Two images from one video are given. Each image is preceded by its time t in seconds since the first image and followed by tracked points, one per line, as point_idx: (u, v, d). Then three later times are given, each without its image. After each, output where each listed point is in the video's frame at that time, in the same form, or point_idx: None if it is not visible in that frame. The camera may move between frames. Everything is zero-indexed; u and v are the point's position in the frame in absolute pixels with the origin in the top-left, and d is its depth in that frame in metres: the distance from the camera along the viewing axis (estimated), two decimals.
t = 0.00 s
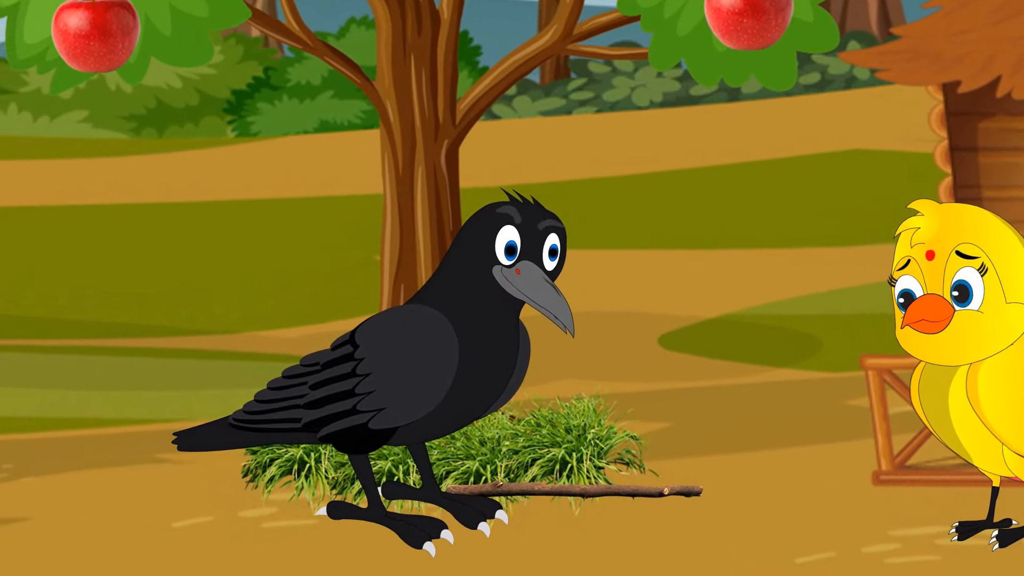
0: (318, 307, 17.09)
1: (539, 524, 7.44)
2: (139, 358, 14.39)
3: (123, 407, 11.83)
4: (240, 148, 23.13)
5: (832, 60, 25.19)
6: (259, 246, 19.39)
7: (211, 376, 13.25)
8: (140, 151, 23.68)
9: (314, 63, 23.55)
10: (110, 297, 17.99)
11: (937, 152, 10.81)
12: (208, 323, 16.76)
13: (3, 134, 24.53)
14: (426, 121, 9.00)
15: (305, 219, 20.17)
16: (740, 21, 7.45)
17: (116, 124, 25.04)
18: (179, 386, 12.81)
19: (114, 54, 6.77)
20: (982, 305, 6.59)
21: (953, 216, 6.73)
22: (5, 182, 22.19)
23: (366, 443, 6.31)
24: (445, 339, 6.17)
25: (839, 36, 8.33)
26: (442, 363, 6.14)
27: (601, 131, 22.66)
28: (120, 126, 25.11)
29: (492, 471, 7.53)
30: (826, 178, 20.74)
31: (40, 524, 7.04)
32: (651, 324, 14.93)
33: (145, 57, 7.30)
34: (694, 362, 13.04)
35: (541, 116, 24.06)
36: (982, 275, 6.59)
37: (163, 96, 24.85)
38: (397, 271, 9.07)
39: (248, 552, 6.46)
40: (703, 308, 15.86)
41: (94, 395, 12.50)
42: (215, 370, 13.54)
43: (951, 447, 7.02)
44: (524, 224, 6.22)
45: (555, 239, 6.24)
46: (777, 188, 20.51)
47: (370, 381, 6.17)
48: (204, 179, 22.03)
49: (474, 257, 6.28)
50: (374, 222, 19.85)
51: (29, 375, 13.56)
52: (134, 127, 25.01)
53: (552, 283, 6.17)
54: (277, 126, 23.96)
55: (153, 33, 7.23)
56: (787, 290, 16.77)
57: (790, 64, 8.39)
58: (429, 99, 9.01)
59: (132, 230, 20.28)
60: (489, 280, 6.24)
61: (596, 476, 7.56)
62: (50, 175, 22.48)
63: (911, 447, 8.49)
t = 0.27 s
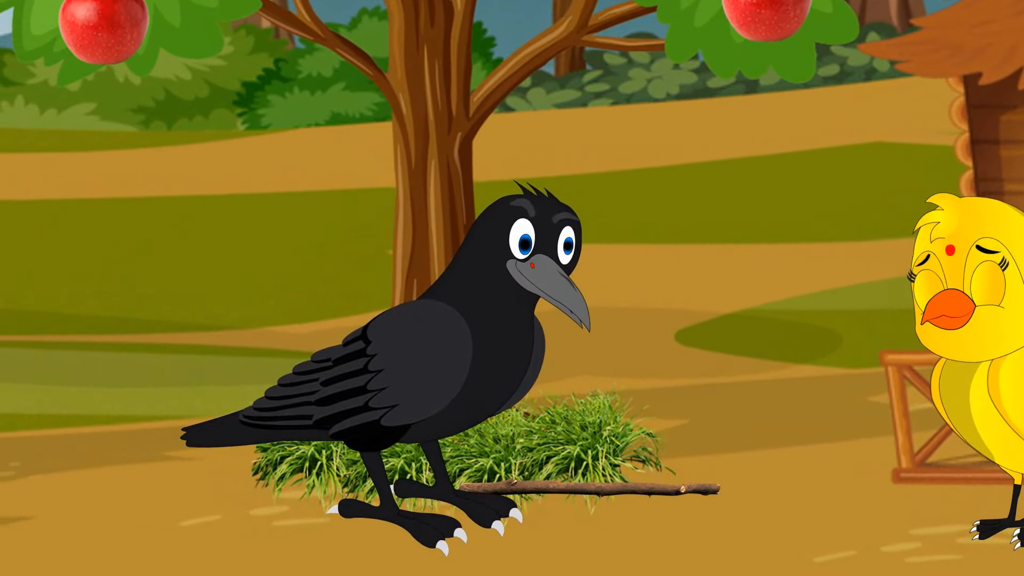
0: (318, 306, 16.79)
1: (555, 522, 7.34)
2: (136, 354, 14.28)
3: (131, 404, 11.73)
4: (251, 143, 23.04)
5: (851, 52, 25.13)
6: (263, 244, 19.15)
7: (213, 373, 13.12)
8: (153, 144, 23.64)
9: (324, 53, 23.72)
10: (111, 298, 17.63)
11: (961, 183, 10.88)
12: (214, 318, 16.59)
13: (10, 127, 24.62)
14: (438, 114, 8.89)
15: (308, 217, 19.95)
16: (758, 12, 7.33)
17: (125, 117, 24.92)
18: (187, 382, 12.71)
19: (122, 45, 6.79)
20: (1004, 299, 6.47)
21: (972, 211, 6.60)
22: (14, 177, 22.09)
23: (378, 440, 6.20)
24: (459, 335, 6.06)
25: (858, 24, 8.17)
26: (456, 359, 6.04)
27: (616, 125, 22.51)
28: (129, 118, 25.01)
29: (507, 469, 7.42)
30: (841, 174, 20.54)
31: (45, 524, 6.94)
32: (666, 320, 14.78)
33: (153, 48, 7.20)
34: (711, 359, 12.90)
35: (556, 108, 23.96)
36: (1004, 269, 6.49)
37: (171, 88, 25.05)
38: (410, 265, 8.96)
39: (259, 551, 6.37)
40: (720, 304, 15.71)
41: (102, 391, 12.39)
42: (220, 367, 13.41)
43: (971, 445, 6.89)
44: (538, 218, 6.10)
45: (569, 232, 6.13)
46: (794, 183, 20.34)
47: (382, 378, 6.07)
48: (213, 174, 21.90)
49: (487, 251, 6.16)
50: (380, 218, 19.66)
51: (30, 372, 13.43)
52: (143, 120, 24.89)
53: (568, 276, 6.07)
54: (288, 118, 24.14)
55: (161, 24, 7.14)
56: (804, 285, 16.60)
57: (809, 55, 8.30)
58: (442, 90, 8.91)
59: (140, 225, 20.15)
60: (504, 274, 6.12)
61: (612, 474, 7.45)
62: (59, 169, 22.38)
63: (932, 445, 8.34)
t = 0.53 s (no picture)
0: (324, 302, 16.69)
1: (570, 521, 7.22)
2: (138, 351, 14.23)
3: (141, 401, 11.67)
4: (263, 135, 22.96)
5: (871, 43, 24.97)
6: (270, 239, 19.08)
7: (215, 369, 13.06)
8: (164, 137, 23.59)
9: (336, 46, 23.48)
10: (112, 297, 17.56)
11: (983, 177, 11.26)
12: (220, 314, 16.54)
13: (20, 120, 24.71)
14: (452, 106, 8.79)
15: (316, 211, 19.86)
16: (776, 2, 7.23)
17: (133, 110, 24.85)
18: (189, 379, 12.67)
19: (131, 36, 6.78)
20: None
21: (997, 204, 6.57)
22: (24, 170, 22.07)
23: (390, 437, 6.09)
24: (472, 330, 5.95)
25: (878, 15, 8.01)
26: (469, 355, 5.93)
27: (630, 117, 22.37)
28: (136, 111, 24.94)
29: (521, 467, 7.31)
30: (857, 169, 20.37)
31: (53, 522, 6.87)
32: (680, 315, 14.65)
33: (163, 41, 7.13)
34: (728, 355, 12.78)
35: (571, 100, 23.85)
36: None
37: (181, 81, 24.56)
38: (423, 259, 8.84)
39: (268, 551, 6.27)
40: (736, 299, 15.58)
41: (106, 388, 12.35)
42: (224, 363, 13.34)
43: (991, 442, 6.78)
44: (551, 210, 6.01)
45: (584, 223, 6.03)
46: (810, 176, 20.18)
47: (394, 374, 5.96)
48: (223, 167, 21.84)
49: (501, 244, 6.06)
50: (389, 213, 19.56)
51: (31, 368, 13.41)
52: (152, 113, 24.78)
53: (583, 269, 5.95)
54: (298, 110, 24.01)
55: (171, 15, 7.08)
56: (821, 280, 16.45)
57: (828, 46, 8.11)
58: (455, 83, 8.80)
59: (149, 218, 20.12)
60: (518, 267, 6.02)
61: (628, 472, 7.34)
62: (68, 163, 22.36)
63: (952, 442, 8.22)
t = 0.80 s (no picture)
0: (332, 298, 16.59)
1: (585, 519, 7.12)
2: (144, 347, 14.16)
3: (149, 398, 11.60)
4: (275, 128, 22.88)
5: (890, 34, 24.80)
6: (276, 234, 18.95)
7: (221, 366, 12.97)
8: (175, 130, 23.54)
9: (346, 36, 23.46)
10: (112, 291, 17.42)
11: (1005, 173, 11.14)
12: (228, 309, 16.46)
13: (24, 113, 24.52)
14: (464, 99, 8.69)
15: (326, 206, 19.77)
16: None
17: (141, 102, 24.96)
18: (195, 375, 12.60)
19: (138, 27, 7.10)
20: None
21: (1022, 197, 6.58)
22: (34, 164, 22.03)
23: (403, 434, 6.00)
24: (486, 325, 5.85)
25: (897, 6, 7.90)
26: (483, 351, 5.83)
27: (645, 111, 22.23)
28: (145, 103, 25.05)
29: (535, 464, 7.21)
30: (872, 164, 20.20)
31: (60, 521, 6.79)
32: (694, 310, 14.52)
33: (173, 31, 7.39)
34: (745, 351, 12.66)
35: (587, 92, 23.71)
36: None
37: (190, 72, 24.82)
38: (435, 254, 8.74)
39: (277, 550, 6.18)
40: (753, 295, 15.44)
41: (113, 385, 12.29)
42: (230, 359, 13.25)
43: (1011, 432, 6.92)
44: (564, 202, 5.91)
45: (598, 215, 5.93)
46: (826, 170, 20.02)
47: (406, 370, 5.86)
48: (234, 162, 21.77)
49: (514, 237, 5.95)
50: (399, 209, 19.44)
51: (33, 366, 13.32)
52: (161, 105, 24.97)
53: (598, 260, 5.86)
54: (309, 103, 23.87)
55: (180, 7, 7.36)
56: (838, 275, 16.30)
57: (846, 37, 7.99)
58: (468, 75, 8.70)
59: (159, 212, 20.05)
60: (532, 261, 5.92)
61: (644, 469, 7.23)
62: (79, 157, 22.32)
63: (973, 440, 8.07)
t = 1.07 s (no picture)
0: (343, 292, 16.52)
1: (600, 518, 7.02)
2: (152, 342, 14.09)
3: (159, 395, 11.52)
4: (288, 122, 22.82)
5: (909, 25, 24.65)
6: (284, 230, 18.85)
7: (231, 362, 12.91)
8: (187, 124, 23.48)
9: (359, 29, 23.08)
10: (116, 286, 17.31)
11: None
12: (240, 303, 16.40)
13: (33, 105, 25.06)
14: (478, 91, 8.59)
15: (337, 200, 19.69)
16: None
17: (150, 95, 24.63)
18: (205, 371, 12.54)
19: (147, 19, 7.11)
20: None
21: None
22: (45, 158, 22.01)
23: (415, 432, 5.91)
24: (499, 321, 5.75)
25: None
26: (498, 347, 5.73)
27: (660, 104, 22.13)
28: (154, 96, 24.73)
29: (549, 462, 7.12)
30: (888, 158, 20.03)
31: (67, 519, 6.71)
32: (709, 305, 14.40)
33: (181, 23, 7.31)
34: (761, 346, 12.55)
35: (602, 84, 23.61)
36: None
37: (200, 65, 24.49)
38: (448, 249, 8.65)
39: (286, 549, 6.09)
40: (769, 289, 15.32)
41: (122, 381, 12.23)
42: (240, 355, 13.17)
43: None
44: (578, 192, 5.81)
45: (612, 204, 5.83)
46: (843, 164, 19.89)
47: (419, 366, 5.77)
48: (245, 156, 21.72)
49: (528, 231, 5.84)
50: (410, 204, 19.36)
51: (38, 362, 13.24)
52: (169, 98, 24.60)
53: (614, 253, 5.76)
54: (319, 96, 23.93)
55: None
56: (854, 269, 16.17)
57: (865, 29, 7.87)
58: (481, 67, 8.60)
59: (168, 207, 19.99)
60: (547, 255, 5.81)
61: (659, 467, 7.12)
62: (91, 151, 22.30)
63: (994, 436, 7.90)
